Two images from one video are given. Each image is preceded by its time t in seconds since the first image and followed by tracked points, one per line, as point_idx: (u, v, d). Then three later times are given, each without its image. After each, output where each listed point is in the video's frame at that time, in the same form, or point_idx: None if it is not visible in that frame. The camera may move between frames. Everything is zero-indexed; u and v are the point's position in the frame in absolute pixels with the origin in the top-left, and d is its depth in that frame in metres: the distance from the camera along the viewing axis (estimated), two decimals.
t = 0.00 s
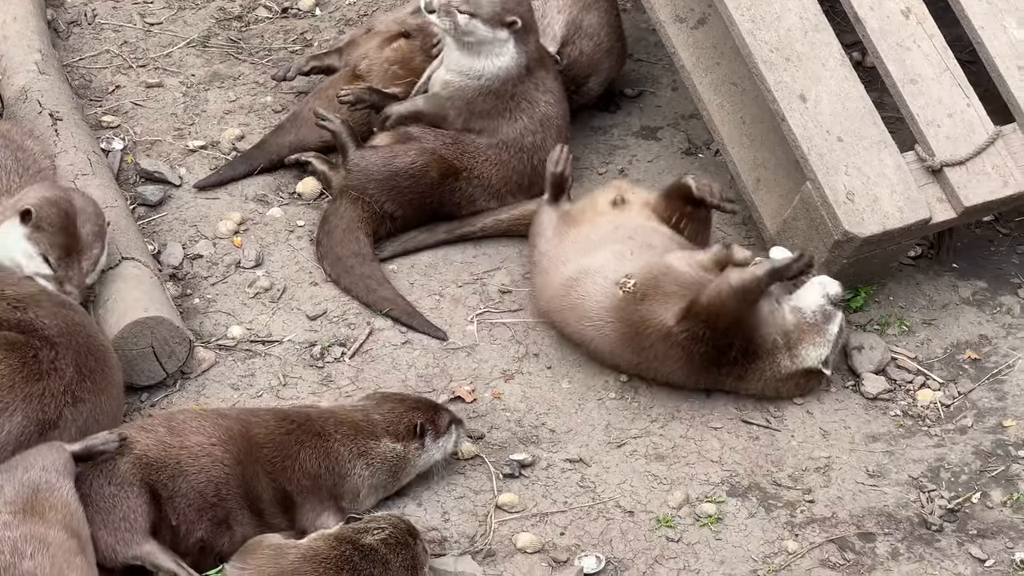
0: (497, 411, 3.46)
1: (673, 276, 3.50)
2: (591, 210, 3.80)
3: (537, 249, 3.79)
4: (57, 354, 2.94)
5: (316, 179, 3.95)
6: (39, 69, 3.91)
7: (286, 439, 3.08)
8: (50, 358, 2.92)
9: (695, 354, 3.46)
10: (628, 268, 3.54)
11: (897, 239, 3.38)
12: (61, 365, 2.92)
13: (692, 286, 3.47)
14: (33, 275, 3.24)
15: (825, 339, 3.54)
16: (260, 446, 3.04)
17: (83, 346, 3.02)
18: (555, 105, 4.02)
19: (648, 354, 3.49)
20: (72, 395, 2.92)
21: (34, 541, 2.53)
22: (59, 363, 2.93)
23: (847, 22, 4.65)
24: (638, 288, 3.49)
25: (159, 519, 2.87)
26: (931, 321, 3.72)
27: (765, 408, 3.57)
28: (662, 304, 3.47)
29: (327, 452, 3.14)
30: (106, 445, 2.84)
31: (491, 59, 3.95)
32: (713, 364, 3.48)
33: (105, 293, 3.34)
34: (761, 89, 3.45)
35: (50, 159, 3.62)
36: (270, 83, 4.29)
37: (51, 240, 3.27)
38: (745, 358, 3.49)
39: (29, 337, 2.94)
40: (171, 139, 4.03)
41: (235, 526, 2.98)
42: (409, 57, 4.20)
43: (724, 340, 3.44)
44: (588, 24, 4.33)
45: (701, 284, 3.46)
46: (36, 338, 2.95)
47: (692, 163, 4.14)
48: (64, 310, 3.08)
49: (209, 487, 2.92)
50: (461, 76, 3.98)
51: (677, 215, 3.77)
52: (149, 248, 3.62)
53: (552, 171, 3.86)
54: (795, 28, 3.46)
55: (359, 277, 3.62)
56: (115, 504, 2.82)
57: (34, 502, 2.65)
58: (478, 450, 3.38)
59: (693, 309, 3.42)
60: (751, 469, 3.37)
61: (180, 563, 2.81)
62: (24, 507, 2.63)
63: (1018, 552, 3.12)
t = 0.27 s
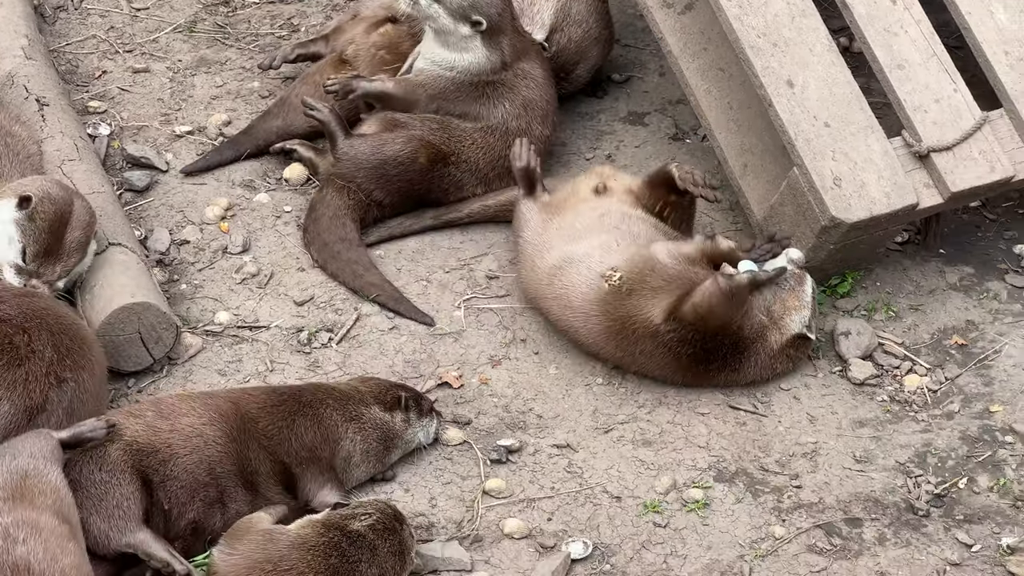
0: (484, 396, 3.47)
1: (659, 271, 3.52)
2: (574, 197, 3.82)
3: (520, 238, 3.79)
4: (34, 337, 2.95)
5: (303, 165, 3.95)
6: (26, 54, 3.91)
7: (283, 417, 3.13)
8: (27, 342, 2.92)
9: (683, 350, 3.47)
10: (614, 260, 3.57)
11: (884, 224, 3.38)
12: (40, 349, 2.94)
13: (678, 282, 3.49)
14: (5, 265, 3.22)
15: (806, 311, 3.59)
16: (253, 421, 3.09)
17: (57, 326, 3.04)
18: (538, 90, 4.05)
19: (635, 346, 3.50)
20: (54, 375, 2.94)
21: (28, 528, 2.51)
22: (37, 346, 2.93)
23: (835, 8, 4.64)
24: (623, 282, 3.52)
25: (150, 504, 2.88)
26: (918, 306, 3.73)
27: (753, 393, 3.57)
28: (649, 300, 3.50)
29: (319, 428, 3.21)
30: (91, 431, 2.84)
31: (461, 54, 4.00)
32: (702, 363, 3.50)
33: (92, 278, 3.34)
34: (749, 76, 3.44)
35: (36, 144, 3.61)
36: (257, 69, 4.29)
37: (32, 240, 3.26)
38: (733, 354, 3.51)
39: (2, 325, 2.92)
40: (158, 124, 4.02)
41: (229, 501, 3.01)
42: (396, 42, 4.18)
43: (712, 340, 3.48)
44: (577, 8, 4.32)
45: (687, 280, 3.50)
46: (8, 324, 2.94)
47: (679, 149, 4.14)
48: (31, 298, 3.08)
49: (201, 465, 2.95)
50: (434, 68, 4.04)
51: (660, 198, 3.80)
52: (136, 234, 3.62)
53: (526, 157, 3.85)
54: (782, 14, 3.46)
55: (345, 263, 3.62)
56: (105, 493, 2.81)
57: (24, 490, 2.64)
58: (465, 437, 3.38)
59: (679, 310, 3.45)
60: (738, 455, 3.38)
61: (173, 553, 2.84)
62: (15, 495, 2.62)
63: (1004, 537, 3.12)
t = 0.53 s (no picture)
0: (481, 372, 3.48)
1: (658, 257, 3.59)
2: (565, 177, 3.83)
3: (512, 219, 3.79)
4: (34, 308, 2.95)
5: (300, 141, 3.94)
6: (21, 28, 3.89)
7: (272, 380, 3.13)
8: (27, 312, 2.93)
9: (684, 332, 3.52)
10: (609, 245, 3.59)
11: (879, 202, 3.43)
12: (40, 319, 2.94)
13: (678, 267, 3.58)
14: None
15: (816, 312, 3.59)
16: (242, 383, 3.11)
17: (58, 297, 3.04)
18: (531, 62, 4.05)
19: (637, 330, 3.52)
20: (55, 346, 2.95)
21: (32, 501, 2.53)
22: (37, 317, 2.93)
23: None
24: (622, 269, 3.53)
25: (148, 469, 2.91)
26: (913, 284, 3.73)
27: (749, 371, 3.59)
28: (649, 286, 3.55)
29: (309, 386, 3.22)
30: (84, 403, 2.87)
31: (462, 17, 3.99)
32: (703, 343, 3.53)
33: (88, 253, 3.33)
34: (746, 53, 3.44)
35: (33, 118, 3.60)
36: (253, 44, 4.28)
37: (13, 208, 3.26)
38: (733, 337, 3.57)
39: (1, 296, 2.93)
40: (154, 99, 4.01)
41: (223, 465, 3.05)
42: (392, 19, 4.18)
43: (711, 325, 3.53)
44: None
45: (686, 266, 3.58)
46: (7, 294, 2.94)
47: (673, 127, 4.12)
48: (30, 270, 3.08)
49: (192, 426, 2.99)
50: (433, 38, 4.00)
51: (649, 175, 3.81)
52: (133, 209, 3.61)
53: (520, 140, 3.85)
54: None
55: (340, 239, 3.61)
56: (104, 460, 2.85)
57: (24, 463, 2.65)
58: (461, 416, 3.39)
59: (679, 295, 3.52)
60: (734, 432, 3.39)
61: (173, 516, 2.86)
62: (15, 469, 2.63)
63: (999, 514, 3.14)
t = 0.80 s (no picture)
0: (469, 310, 3.50)
1: (649, 192, 3.60)
2: (559, 118, 3.82)
3: (504, 158, 3.78)
4: (23, 244, 3.05)
5: (292, 78, 3.91)
6: None
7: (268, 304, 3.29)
8: (15, 247, 3.04)
9: (675, 266, 3.54)
10: (601, 182, 3.61)
11: (872, 146, 3.44)
12: (28, 254, 3.04)
13: (668, 203, 3.58)
14: None
15: (808, 255, 3.60)
16: (240, 315, 3.26)
17: (46, 232, 3.12)
18: None
19: (628, 266, 3.54)
20: (43, 282, 3.06)
21: (17, 436, 2.81)
22: (25, 253, 3.04)
23: None
24: (612, 205, 3.57)
25: (138, 408, 3.09)
26: (902, 228, 3.71)
27: (736, 313, 3.59)
28: (638, 221, 3.57)
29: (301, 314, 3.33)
30: (76, 341, 3.04)
31: None
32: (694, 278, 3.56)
33: (77, 188, 3.36)
34: None
35: (23, 52, 3.60)
36: None
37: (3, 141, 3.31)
38: (720, 274, 3.59)
39: None
40: (145, 34, 4.01)
41: (216, 397, 3.20)
42: None
43: (700, 259, 3.57)
44: None
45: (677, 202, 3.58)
46: None
47: (665, 68, 4.11)
48: (21, 204, 3.15)
49: (183, 362, 3.15)
50: None
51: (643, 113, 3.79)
52: (123, 144, 3.63)
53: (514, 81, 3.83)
54: None
55: (331, 176, 3.62)
56: (96, 396, 3.04)
57: (12, 398, 2.88)
58: (445, 336, 3.44)
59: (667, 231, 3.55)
60: (721, 373, 3.43)
61: (161, 461, 3.07)
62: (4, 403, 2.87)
63: (983, 458, 3.24)
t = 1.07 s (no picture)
0: (457, 231, 3.51)
1: (637, 99, 3.65)
2: (543, 39, 3.79)
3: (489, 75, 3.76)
4: (9, 151, 3.04)
5: None
6: None
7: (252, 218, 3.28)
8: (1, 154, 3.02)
9: (667, 167, 3.55)
10: (591, 92, 3.63)
11: (865, 71, 3.45)
12: (13, 162, 3.04)
13: (653, 108, 3.64)
14: None
15: (795, 159, 3.60)
16: (226, 229, 3.24)
17: (31, 142, 3.09)
18: None
19: (621, 173, 3.54)
20: (28, 191, 3.05)
21: None
22: (11, 162, 3.03)
23: None
24: (607, 111, 3.59)
25: (121, 330, 3.10)
26: (895, 156, 3.70)
27: (726, 238, 3.58)
28: (630, 123, 3.59)
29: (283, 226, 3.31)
30: (60, 256, 3.03)
31: None
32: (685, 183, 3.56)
33: (63, 102, 3.33)
34: None
35: None
36: None
37: None
38: (717, 180, 3.60)
39: None
40: None
41: (200, 313, 3.20)
42: None
43: (691, 161, 3.58)
44: None
45: (659, 108, 3.64)
46: None
47: None
48: (7, 111, 3.13)
49: (168, 277, 3.13)
50: None
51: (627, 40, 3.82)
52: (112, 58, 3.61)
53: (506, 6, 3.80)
54: None
55: (322, 95, 3.60)
56: (79, 313, 3.04)
57: None
58: (432, 256, 3.45)
59: (668, 131, 3.56)
60: (709, 298, 3.42)
61: (143, 381, 3.10)
62: None
63: (969, 386, 3.24)
